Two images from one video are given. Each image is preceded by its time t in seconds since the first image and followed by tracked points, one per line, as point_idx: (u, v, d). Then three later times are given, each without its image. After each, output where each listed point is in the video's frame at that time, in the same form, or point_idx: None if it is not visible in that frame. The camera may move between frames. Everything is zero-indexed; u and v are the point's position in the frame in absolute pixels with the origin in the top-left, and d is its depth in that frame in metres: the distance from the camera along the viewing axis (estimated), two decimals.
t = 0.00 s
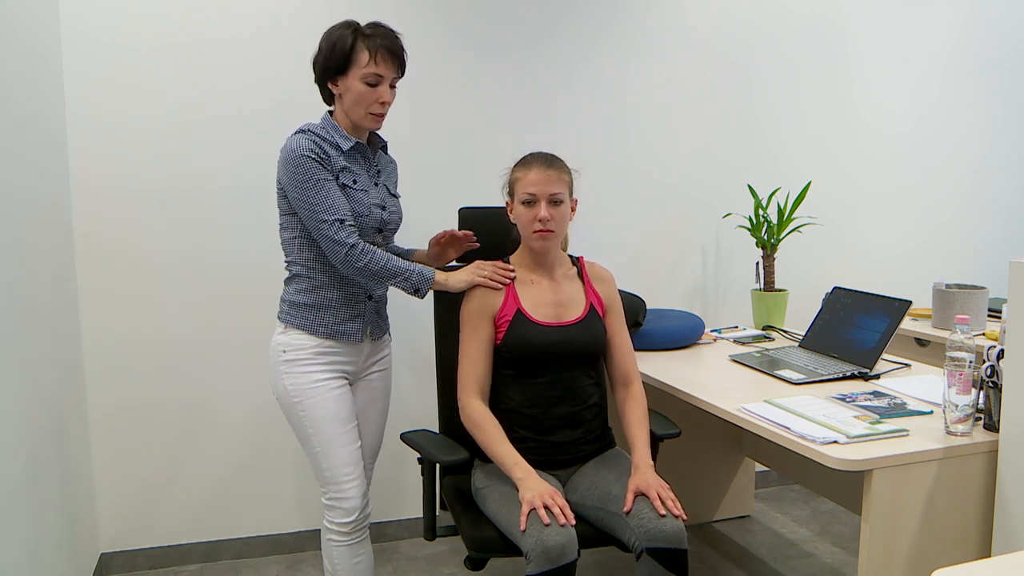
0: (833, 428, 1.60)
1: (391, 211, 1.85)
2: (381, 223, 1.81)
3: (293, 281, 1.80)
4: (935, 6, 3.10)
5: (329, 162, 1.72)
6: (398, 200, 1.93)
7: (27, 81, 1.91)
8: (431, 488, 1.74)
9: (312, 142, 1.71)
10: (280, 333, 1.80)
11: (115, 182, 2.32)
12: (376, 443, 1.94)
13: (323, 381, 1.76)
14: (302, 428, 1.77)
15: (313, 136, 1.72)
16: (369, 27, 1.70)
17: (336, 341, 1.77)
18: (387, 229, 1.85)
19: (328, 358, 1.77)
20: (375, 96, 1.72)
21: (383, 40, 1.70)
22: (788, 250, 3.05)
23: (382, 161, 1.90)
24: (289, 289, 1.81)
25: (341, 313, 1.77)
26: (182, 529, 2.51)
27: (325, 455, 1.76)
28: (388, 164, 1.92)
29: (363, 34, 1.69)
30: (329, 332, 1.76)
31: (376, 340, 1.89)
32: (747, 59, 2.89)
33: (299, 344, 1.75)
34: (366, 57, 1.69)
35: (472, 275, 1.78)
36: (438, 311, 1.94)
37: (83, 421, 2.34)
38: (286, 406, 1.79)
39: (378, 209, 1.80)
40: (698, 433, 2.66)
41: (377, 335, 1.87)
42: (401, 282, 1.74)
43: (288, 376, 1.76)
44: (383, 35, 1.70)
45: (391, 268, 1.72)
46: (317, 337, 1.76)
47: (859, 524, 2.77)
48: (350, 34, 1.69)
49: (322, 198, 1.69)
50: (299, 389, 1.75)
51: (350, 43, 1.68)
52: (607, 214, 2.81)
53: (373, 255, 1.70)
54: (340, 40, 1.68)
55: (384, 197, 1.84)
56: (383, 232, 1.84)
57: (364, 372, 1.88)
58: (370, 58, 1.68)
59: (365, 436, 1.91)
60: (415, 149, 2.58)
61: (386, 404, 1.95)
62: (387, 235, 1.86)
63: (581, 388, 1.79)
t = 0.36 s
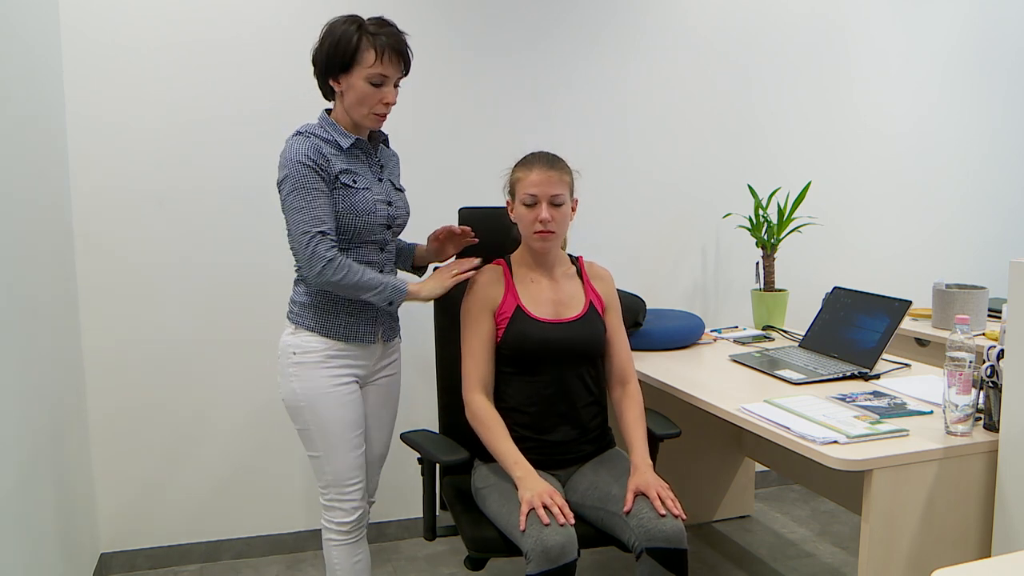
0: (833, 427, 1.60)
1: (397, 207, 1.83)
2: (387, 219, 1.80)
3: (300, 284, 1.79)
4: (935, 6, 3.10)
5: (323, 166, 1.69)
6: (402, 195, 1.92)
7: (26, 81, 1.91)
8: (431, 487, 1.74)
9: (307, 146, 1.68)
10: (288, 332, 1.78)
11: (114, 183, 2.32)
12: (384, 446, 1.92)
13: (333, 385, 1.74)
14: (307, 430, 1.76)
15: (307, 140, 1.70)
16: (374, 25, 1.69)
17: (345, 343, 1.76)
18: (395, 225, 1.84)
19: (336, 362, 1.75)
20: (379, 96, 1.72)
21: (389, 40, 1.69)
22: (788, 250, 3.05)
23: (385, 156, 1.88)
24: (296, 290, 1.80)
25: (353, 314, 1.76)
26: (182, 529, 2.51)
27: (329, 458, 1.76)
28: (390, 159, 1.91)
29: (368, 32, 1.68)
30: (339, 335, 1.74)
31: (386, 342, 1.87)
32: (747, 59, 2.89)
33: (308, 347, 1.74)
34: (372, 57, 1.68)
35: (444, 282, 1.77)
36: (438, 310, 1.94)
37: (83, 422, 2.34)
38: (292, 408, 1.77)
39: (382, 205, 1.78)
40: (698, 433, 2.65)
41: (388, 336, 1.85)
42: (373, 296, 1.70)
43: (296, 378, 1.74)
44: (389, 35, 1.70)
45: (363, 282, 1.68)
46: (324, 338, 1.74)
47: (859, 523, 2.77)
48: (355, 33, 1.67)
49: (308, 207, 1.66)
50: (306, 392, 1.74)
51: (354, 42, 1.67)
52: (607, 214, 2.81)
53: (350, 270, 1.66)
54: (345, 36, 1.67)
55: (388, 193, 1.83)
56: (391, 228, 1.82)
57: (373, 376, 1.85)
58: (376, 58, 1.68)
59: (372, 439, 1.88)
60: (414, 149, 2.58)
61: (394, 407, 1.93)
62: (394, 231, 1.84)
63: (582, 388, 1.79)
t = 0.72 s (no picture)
0: (833, 427, 1.60)
1: (398, 211, 1.78)
2: (385, 224, 1.75)
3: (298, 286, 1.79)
4: (935, 6, 3.09)
5: (312, 170, 1.65)
6: (409, 198, 1.86)
7: (26, 81, 1.91)
8: (431, 487, 1.74)
9: (300, 150, 1.65)
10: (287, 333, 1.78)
11: (115, 183, 2.32)
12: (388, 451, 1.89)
13: (326, 389, 1.73)
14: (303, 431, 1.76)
15: (301, 143, 1.67)
16: (383, 26, 1.67)
17: (338, 347, 1.74)
18: (396, 230, 1.79)
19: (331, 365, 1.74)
20: (385, 98, 1.69)
21: (398, 41, 1.67)
22: (788, 250, 3.05)
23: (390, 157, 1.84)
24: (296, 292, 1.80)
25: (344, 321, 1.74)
26: (182, 529, 2.51)
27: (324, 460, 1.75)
28: (397, 160, 1.87)
29: (378, 32, 1.66)
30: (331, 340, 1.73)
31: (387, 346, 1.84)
32: (747, 59, 2.89)
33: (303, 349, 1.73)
34: (380, 57, 1.66)
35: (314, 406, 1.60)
36: (438, 310, 1.94)
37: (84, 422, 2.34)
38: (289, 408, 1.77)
39: (380, 209, 1.73)
40: (698, 433, 2.65)
41: (387, 341, 1.82)
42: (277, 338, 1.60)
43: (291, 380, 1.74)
44: (398, 36, 1.68)
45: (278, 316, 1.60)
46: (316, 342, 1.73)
47: (859, 523, 2.77)
48: (364, 33, 1.66)
49: (285, 213, 1.62)
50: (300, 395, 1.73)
51: (362, 41, 1.65)
52: (607, 214, 2.81)
53: (276, 294, 1.60)
54: (354, 35, 1.65)
55: (389, 196, 1.77)
56: (390, 233, 1.77)
57: (373, 380, 1.83)
58: (383, 58, 1.66)
59: (372, 441, 1.86)
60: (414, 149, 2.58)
61: (396, 410, 1.90)
62: (394, 235, 1.79)
63: (582, 388, 1.79)
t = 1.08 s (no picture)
0: (833, 427, 1.60)
1: (397, 210, 1.77)
2: (384, 223, 1.74)
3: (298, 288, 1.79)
4: (935, 6, 3.10)
5: (309, 168, 1.65)
6: (411, 198, 1.85)
7: (26, 81, 1.91)
8: (431, 487, 1.74)
9: (297, 147, 1.65)
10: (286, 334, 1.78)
11: (115, 183, 2.32)
12: (387, 452, 1.89)
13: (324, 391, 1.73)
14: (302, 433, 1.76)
15: (298, 141, 1.67)
16: (363, 18, 1.69)
17: (336, 348, 1.74)
18: (394, 230, 1.77)
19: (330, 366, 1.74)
20: (370, 86, 1.68)
21: (376, 29, 1.68)
22: (788, 250, 3.05)
23: (389, 156, 1.84)
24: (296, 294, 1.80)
25: (343, 322, 1.73)
26: (182, 529, 2.51)
27: (323, 462, 1.76)
28: (397, 160, 1.86)
29: (356, 24, 1.68)
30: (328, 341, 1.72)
31: (387, 347, 1.84)
32: (748, 59, 2.89)
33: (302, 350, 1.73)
34: (358, 46, 1.67)
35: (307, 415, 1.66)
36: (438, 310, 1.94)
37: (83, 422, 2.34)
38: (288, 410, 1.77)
39: (378, 208, 1.73)
40: (698, 433, 2.65)
41: (387, 342, 1.82)
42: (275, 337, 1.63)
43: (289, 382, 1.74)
44: (376, 24, 1.68)
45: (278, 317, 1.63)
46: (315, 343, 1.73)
47: (859, 523, 2.77)
48: (342, 27, 1.68)
49: (283, 211, 1.63)
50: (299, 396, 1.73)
51: (341, 35, 1.67)
52: (607, 214, 2.81)
53: (278, 294, 1.62)
54: (335, 32, 1.68)
55: (388, 195, 1.76)
56: (389, 232, 1.76)
57: (372, 381, 1.83)
58: (360, 46, 1.66)
59: (371, 443, 1.86)
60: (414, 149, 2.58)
61: (396, 412, 1.90)
62: (394, 234, 1.78)
63: (582, 388, 1.79)
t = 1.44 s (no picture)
0: (832, 428, 1.60)
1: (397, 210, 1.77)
2: (383, 223, 1.74)
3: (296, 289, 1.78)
4: (935, 6, 3.09)
5: (310, 167, 1.65)
6: (408, 199, 1.85)
7: (26, 82, 1.91)
8: (431, 487, 1.74)
9: (297, 146, 1.65)
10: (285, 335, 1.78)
11: (115, 182, 2.32)
12: (387, 452, 1.89)
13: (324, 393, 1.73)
14: (302, 434, 1.76)
15: (297, 140, 1.67)
16: (350, 14, 1.70)
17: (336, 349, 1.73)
18: (393, 229, 1.78)
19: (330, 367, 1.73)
20: (360, 79, 1.68)
21: (362, 23, 1.68)
22: (788, 250, 3.05)
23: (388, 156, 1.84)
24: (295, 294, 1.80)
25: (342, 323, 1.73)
26: (182, 529, 2.51)
27: (322, 463, 1.75)
28: (396, 160, 1.86)
29: (344, 20, 1.69)
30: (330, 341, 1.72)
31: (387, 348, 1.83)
32: (747, 59, 2.89)
33: (302, 351, 1.72)
34: (345, 41, 1.68)
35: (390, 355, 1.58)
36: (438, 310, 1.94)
37: (83, 422, 2.34)
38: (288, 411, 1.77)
39: (378, 208, 1.73)
40: (698, 433, 2.65)
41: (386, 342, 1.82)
42: (313, 326, 1.63)
43: (289, 383, 1.73)
44: (362, 18, 1.68)
45: (308, 306, 1.63)
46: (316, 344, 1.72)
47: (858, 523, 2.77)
48: (331, 25, 1.69)
49: (287, 210, 1.63)
50: (298, 397, 1.73)
51: (330, 34, 1.69)
52: (607, 214, 2.81)
53: (294, 287, 1.62)
54: (326, 32, 1.70)
55: (387, 195, 1.77)
56: (388, 232, 1.77)
57: (372, 382, 1.83)
58: (347, 41, 1.67)
59: (371, 444, 1.86)
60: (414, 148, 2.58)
61: (396, 413, 1.89)
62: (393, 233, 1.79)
63: (581, 388, 1.79)
